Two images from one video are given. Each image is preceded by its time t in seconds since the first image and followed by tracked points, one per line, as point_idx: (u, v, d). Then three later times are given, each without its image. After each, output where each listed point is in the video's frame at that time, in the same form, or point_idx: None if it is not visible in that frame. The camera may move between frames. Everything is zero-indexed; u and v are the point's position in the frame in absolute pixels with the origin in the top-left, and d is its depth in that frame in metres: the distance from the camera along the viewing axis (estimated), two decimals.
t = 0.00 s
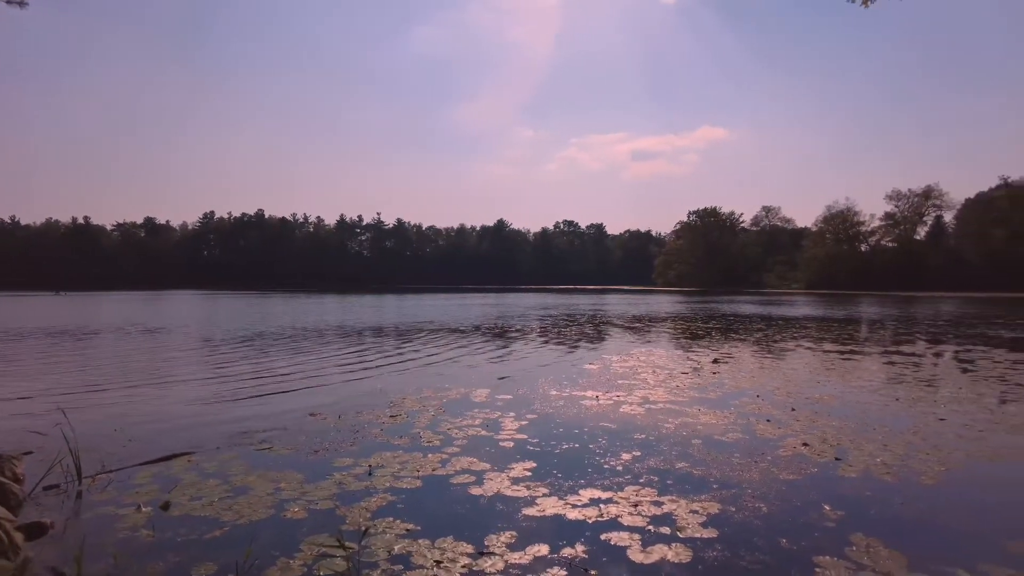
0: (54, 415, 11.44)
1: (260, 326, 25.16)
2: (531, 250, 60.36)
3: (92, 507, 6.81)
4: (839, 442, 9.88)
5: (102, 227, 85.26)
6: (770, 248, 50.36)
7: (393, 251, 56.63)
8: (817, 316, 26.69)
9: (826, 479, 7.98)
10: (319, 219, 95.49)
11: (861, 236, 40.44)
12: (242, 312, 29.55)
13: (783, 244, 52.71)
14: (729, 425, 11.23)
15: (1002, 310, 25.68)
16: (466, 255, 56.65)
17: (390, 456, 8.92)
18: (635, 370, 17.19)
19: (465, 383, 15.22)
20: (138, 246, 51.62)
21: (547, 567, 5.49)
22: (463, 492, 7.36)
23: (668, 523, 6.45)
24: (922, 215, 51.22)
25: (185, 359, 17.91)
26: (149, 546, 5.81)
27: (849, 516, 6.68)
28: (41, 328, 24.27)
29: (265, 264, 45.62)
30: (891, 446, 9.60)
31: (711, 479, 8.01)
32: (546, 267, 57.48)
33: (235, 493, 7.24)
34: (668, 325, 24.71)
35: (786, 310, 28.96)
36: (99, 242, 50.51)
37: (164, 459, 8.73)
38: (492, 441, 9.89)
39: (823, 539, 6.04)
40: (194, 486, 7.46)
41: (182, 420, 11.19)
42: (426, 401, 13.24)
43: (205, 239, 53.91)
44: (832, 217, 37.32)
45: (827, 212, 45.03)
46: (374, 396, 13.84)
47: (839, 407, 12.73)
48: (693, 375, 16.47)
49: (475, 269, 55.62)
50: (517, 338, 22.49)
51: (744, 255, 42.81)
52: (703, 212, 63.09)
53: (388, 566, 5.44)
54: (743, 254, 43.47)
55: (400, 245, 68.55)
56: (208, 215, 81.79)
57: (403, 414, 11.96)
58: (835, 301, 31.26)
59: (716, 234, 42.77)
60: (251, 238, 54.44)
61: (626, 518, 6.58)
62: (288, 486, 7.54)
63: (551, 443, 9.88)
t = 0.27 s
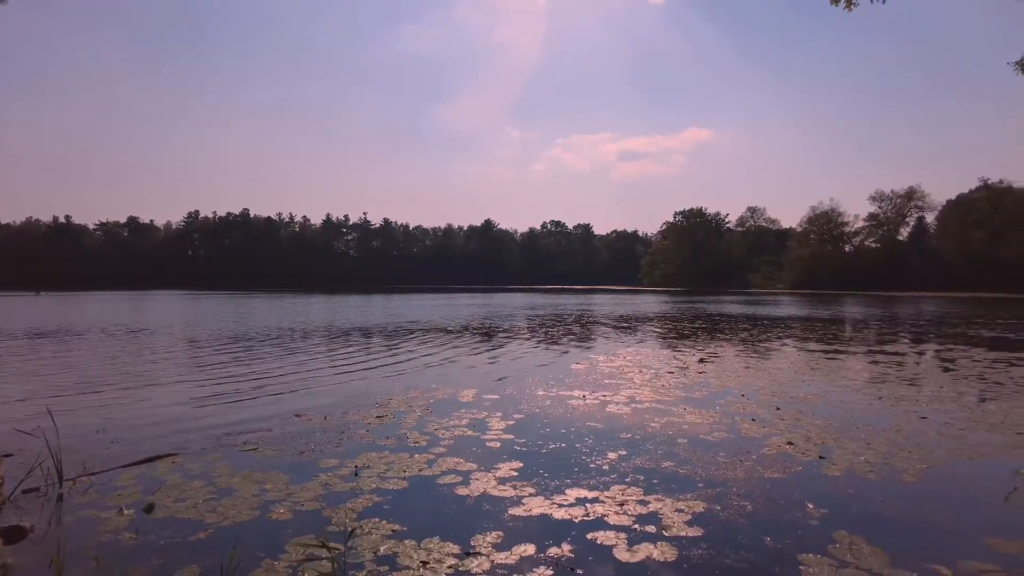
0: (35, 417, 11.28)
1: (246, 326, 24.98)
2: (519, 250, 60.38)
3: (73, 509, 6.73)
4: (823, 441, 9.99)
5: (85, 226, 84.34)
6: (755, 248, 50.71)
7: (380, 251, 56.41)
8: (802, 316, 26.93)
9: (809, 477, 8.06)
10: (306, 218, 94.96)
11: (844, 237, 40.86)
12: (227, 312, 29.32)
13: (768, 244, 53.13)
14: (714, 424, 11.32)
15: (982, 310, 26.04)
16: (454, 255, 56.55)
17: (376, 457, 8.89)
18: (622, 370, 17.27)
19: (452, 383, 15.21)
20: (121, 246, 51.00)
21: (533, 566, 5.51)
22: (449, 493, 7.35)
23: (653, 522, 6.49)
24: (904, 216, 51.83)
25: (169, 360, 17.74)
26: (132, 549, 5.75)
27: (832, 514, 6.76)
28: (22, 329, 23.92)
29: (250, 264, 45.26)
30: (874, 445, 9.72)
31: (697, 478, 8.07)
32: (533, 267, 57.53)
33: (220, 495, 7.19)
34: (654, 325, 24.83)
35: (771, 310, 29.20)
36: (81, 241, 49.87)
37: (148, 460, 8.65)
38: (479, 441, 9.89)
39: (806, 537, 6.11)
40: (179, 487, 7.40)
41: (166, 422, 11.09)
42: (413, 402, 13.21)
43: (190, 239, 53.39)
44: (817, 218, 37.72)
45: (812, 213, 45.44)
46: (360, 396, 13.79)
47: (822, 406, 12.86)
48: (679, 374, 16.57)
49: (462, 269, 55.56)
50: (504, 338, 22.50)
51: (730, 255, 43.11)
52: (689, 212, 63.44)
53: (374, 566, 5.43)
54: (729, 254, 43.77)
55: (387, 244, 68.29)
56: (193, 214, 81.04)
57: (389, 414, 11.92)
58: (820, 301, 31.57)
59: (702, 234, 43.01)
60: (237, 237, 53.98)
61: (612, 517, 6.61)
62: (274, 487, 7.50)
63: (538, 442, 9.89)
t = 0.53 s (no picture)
0: (10, 420, 11.07)
1: (228, 327, 24.71)
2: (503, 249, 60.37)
3: (50, 513, 6.62)
4: (804, 439, 10.09)
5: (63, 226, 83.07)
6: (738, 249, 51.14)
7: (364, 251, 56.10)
8: (784, 316, 27.21)
9: (790, 475, 8.15)
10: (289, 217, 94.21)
11: (826, 238, 41.31)
12: (209, 313, 28.99)
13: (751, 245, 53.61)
14: (698, 423, 11.39)
15: (960, 309, 26.47)
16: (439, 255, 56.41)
17: (359, 458, 8.84)
18: (606, 369, 17.33)
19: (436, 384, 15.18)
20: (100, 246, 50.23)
21: (517, 566, 5.51)
22: (433, 493, 7.33)
23: (637, 521, 6.52)
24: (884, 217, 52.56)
25: (149, 361, 17.50)
26: (111, 553, 5.67)
27: (813, 511, 6.84)
28: None
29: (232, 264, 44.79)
30: (854, 442, 9.84)
31: (680, 477, 8.13)
32: (518, 267, 57.56)
33: (201, 497, 7.11)
34: (639, 325, 24.95)
35: (754, 310, 29.47)
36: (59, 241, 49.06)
37: (127, 463, 8.53)
38: (463, 442, 9.87)
39: (787, 535, 6.17)
40: (159, 490, 7.30)
41: (145, 424, 10.94)
42: (397, 402, 13.15)
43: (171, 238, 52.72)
44: (798, 218, 38.14)
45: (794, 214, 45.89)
46: (344, 397, 13.71)
47: (804, 405, 13.00)
48: (663, 374, 16.66)
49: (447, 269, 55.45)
50: (488, 338, 22.47)
51: (714, 256, 43.45)
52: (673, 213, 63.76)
53: (358, 567, 5.41)
54: (712, 255, 44.11)
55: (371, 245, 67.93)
56: (173, 213, 79.99)
57: (373, 415, 11.86)
58: (801, 301, 31.92)
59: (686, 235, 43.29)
60: (219, 236, 53.35)
61: (596, 516, 6.63)
62: (256, 488, 7.43)
63: (523, 442, 9.90)
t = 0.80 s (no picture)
0: None
1: (214, 327, 24.50)
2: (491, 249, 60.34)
3: (31, 516, 6.53)
4: (789, 438, 10.18)
5: (43, 224, 81.83)
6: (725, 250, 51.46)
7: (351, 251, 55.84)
8: (770, 316, 27.43)
9: (775, 474, 8.22)
10: (275, 216, 93.57)
11: (810, 239, 41.68)
12: (194, 313, 28.71)
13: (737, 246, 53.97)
14: (684, 423, 11.45)
15: (942, 309, 26.80)
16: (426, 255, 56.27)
17: (346, 459, 8.80)
18: (594, 369, 17.37)
19: (423, 384, 15.15)
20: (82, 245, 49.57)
21: (504, 566, 5.52)
22: (420, 494, 7.32)
23: (623, 520, 6.55)
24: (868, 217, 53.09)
25: (132, 362, 17.31)
26: (94, 556, 5.61)
27: (797, 509, 6.90)
28: None
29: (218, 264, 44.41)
30: (838, 441, 9.94)
31: (666, 476, 8.17)
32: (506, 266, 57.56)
33: (185, 499, 7.05)
34: (626, 325, 25.04)
35: (740, 310, 29.68)
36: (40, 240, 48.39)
37: (110, 465, 8.43)
38: (450, 442, 9.85)
39: (772, 533, 6.22)
40: (142, 492, 7.23)
41: (129, 425, 10.82)
42: (384, 403, 13.10)
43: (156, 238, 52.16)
44: (784, 219, 38.44)
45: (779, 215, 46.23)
46: (330, 398, 13.64)
47: (788, 404, 13.11)
48: (649, 374, 16.73)
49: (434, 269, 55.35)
50: (476, 338, 22.45)
51: (700, 256, 43.71)
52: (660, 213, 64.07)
53: (344, 569, 5.39)
54: (698, 255, 44.35)
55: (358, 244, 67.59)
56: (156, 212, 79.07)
57: (360, 416, 11.81)
58: (786, 301, 32.18)
59: (673, 235, 43.50)
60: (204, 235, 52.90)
61: (583, 515, 6.65)
62: (242, 490, 7.38)
63: (510, 442, 9.90)
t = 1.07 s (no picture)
0: None
1: (199, 328, 24.30)
2: (479, 249, 60.30)
3: (10, 520, 6.44)
4: (774, 437, 10.26)
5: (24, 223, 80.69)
6: (711, 250, 51.76)
7: (338, 251, 55.55)
8: (756, 315, 27.64)
9: (760, 473, 8.28)
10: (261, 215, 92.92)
11: (795, 239, 42.02)
12: (179, 313, 28.46)
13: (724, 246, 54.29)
14: (670, 422, 11.51)
15: (925, 309, 27.12)
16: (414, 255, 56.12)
17: (332, 460, 8.76)
18: (581, 369, 17.40)
19: (410, 384, 15.11)
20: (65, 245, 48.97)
21: (489, 566, 5.51)
22: (406, 494, 7.30)
23: (610, 519, 6.57)
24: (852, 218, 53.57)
25: (115, 363, 17.12)
26: (74, 559, 5.54)
27: (782, 508, 6.96)
28: None
29: (203, 263, 44.01)
30: (822, 440, 10.03)
31: (652, 475, 8.21)
32: (494, 266, 57.55)
33: (169, 501, 6.99)
34: (613, 325, 25.13)
35: (727, 309, 29.87)
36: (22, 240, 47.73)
37: (92, 468, 8.34)
38: (437, 442, 9.84)
39: (757, 532, 6.26)
40: (125, 495, 7.16)
41: (112, 427, 10.70)
42: (371, 403, 13.05)
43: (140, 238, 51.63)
44: (769, 219, 38.74)
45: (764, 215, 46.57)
46: (317, 398, 13.57)
47: (774, 403, 13.21)
48: (636, 373, 16.79)
49: (422, 269, 55.22)
50: (464, 338, 22.44)
51: (687, 256, 43.93)
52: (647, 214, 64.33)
53: (329, 570, 5.36)
54: (685, 255, 44.59)
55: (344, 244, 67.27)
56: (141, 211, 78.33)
57: (346, 417, 11.76)
58: (772, 301, 32.44)
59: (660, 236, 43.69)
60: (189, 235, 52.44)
61: (569, 515, 6.67)
62: (227, 492, 7.33)
63: (497, 442, 9.90)
